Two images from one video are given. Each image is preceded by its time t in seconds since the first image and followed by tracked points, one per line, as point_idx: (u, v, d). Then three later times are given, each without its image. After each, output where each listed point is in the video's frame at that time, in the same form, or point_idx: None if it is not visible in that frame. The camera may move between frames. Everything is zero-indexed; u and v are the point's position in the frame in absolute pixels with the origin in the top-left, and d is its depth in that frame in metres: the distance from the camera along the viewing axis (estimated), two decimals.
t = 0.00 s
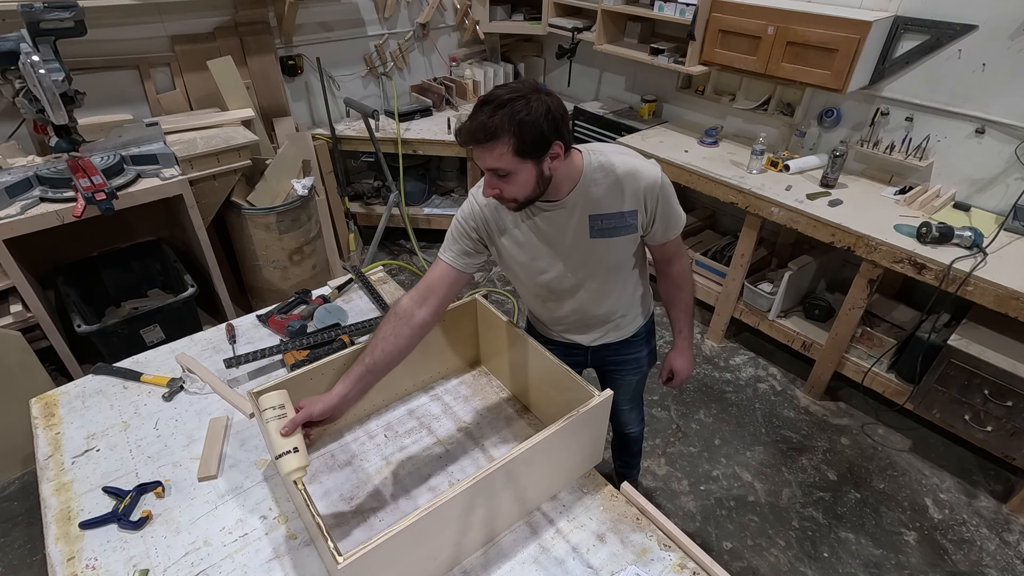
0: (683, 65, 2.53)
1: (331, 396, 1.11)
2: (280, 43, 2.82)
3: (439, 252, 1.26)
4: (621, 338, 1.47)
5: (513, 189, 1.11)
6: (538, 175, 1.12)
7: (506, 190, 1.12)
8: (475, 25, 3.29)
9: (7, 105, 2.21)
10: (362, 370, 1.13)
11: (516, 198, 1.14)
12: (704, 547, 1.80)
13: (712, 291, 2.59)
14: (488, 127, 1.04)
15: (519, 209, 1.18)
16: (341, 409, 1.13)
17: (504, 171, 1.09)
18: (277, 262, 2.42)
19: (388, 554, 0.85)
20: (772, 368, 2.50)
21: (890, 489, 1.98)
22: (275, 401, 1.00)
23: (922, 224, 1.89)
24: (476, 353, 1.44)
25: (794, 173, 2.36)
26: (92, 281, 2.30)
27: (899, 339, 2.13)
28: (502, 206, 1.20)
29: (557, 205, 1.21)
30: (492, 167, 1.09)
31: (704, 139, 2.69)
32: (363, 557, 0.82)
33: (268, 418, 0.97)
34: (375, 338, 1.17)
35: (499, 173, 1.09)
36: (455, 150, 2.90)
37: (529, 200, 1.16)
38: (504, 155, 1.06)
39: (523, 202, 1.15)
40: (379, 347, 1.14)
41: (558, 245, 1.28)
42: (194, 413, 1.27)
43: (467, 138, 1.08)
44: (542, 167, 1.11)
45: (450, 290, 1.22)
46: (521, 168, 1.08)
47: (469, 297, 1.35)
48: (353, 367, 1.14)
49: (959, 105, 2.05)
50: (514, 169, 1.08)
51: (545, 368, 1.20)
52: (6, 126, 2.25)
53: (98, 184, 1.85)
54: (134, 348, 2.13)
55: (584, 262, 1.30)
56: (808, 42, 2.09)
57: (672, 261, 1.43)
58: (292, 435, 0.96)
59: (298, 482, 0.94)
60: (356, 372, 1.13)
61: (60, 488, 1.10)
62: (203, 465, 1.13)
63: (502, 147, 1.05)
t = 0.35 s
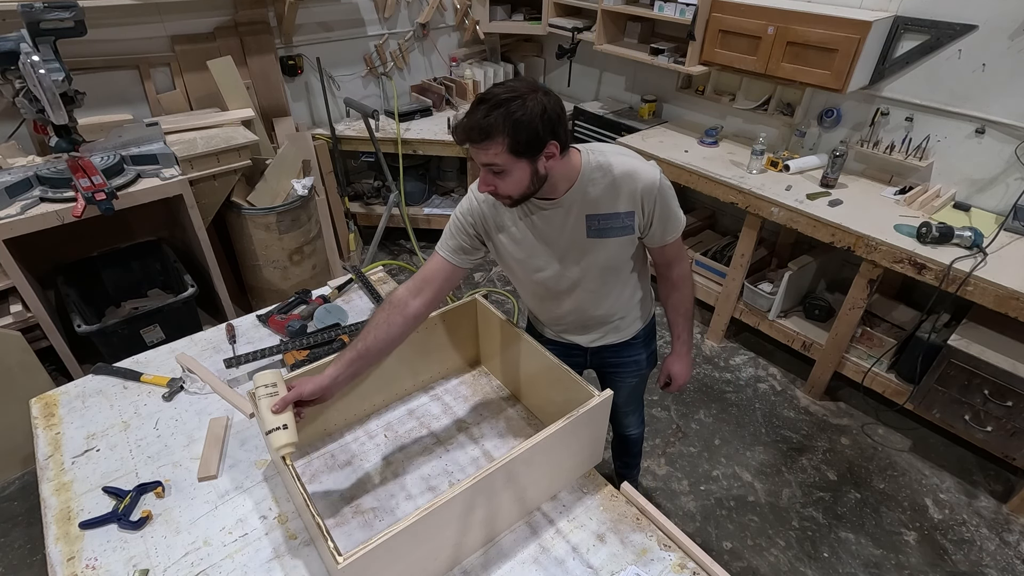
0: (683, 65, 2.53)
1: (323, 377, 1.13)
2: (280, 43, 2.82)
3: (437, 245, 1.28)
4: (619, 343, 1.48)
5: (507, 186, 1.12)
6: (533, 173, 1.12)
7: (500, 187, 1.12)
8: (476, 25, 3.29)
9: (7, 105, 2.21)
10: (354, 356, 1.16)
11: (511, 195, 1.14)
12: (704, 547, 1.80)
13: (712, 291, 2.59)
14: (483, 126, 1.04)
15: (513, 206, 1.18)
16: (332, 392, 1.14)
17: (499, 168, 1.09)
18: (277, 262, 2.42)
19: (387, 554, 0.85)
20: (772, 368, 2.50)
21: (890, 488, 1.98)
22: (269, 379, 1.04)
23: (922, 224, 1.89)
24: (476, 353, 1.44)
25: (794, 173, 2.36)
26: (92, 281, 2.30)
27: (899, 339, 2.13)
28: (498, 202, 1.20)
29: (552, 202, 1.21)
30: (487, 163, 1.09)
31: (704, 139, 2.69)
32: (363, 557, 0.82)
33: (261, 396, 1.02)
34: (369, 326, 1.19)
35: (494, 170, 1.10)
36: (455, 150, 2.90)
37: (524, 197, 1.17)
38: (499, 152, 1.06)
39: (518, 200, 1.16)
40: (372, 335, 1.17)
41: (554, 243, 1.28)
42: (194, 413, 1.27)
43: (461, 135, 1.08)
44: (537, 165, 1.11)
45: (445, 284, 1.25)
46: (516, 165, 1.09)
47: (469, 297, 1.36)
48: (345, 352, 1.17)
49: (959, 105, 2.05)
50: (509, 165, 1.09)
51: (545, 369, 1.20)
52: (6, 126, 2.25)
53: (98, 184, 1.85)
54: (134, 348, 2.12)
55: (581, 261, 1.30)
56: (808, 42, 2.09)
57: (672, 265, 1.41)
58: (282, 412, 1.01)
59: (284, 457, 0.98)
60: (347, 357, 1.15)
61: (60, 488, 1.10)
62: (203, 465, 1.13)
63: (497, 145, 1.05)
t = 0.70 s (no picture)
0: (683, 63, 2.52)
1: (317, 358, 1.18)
2: (279, 41, 2.82)
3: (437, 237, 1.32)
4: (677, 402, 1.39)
5: (719, 143, 1.04)
6: (756, 136, 1.06)
7: (711, 144, 1.04)
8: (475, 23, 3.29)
9: (7, 103, 2.21)
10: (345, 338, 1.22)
11: (710, 158, 1.05)
12: (704, 545, 1.81)
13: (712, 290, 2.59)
14: (724, 67, 1.02)
15: (714, 181, 1.08)
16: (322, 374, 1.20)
17: (724, 118, 1.03)
18: (277, 260, 2.42)
19: (387, 552, 0.85)
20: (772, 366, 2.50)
21: (890, 486, 1.98)
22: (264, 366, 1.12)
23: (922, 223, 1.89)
24: (476, 352, 1.44)
25: (794, 171, 2.36)
26: (92, 279, 2.30)
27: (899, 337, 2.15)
28: (685, 177, 1.11)
29: (697, 213, 1.19)
30: (682, 110, 1.07)
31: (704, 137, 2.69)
32: (364, 555, 0.82)
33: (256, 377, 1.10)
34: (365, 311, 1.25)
35: (721, 121, 1.03)
36: (455, 148, 2.90)
37: (695, 165, 1.07)
38: (704, 94, 1.03)
39: (726, 170, 1.06)
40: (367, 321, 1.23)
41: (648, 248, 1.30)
42: (194, 411, 1.27)
43: (679, 81, 1.08)
44: (763, 129, 1.06)
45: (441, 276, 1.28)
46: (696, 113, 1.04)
47: (469, 296, 1.36)
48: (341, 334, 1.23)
49: (959, 103, 2.05)
50: (692, 111, 1.05)
51: (545, 367, 1.20)
52: (5, 124, 2.24)
53: (98, 182, 1.85)
54: (134, 346, 2.13)
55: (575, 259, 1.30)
56: (809, 40, 2.09)
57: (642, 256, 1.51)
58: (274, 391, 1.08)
59: (276, 441, 1.00)
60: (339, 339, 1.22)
61: (61, 486, 1.10)
62: (204, 463, 1.13)
63: (734, 89, 1.01)
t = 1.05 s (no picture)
0: (683, 63, 2.53)
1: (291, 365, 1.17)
2: (279, 41, 2.82)
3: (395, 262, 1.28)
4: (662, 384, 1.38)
5: (623, 134, 1.06)
6: (651, 124, 1.10)
7: (617, 136, 1.06)
8: (476, 23, 3.29)
9: (7, 103, 2.21)
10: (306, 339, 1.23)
11: (617, 150, 1.06)
12: (704, 545, 1.81)
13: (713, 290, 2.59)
14: (610, 65, 1.05)
15: (626, 172, 1.09)
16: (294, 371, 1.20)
17: (622, 111, 1.06)
18: (277, 260, 2.42)
19: (387, 552, 0.85)
20: (772, 366, 2.50)
21: (890, 486, 1.98)
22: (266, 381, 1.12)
23: (921, 223, 1.89)
24: (477, 352, 1.44)
25: (794, 171, 2.36)
26: (92, 279, 2.30)
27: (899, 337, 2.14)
28: (598, 175, 1.11)
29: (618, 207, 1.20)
30: (580, 111, 1.08)
31: (704, 137, 2.69)
32: (364, 556, 0.82)
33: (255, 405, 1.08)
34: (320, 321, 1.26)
35: (620, 115, 1.05)
36: (455, 148, 2.90)
37: (605, 160, 1.08)
38: (599, 92, 1.05)
39: (634, 159, 1.08)
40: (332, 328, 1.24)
41: (591, 249, 1.29)
42: (194, 411, 1.27)
43: (569, 85, 1.10)
44: (654, 117, 1.11)
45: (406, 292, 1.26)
46: (596, 109, 1.06)
47: (469, 296, 1.36)
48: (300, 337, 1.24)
49: (959, 103, 2.05)
50: (590, 110, 1.06)
51: (545, 368, 1.20)
52: (6, 124, 2.24)
53: (98, 182, 1.84)
54: (134, 346, 2.13)
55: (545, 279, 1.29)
56: (809, 40, 2.09)
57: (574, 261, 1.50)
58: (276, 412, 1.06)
59: (276, 441, 1.00)
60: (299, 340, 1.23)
61: (61, 486, 1.10)
62: (204, 463, 1.13)
63: (624, 82, 1.05)
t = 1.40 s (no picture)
0: (683, 64, 2.53)
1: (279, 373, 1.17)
2: (279, 42, 2.82)
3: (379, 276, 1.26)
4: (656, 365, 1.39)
5: (584, 146, 1.05)
6: (606, 131, 1.11)
7: (578, 150, 1.05)
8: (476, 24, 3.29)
9: (7, 103, 2.21)
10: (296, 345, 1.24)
11: (581, 162, 1.06)
12: (704, 545, 1.81)
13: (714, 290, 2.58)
14: (560, 80, 1.03)
15: (590, 181, 1.09)
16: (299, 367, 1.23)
17: (579, 123, 1.05)
18: (277, 261, 2.42)
19: (386, 553, 0.85)
20: (772, 366, 2.50)
21: (890, 487, 1.98)
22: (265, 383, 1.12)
23: (922, 223, 1.89)
24: (478, 352, 1.44)
25: (794, 171, 2.36)
26: (92, 279, 2.30)
27: (899, 337, 2.14)
28: (563, 188, 1.11)
29: (592, 213, 1.18)
30: (537, 130, 1.06)
31: (704, 137, 2.69)
32: (364, 556, 0.82)
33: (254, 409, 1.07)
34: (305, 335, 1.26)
35: (577, 128, 1.05)
36: (455, 148, 2.90)
37: (570, 175, 1.07)
38: (554, 109, 1.03)
39: (596, 168, 1.08)
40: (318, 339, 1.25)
41: (571, 257, 1.27)
42: (194, 411, 1.27)
43: (521, 104, 1.07)
44: (607, 123, 1.12)
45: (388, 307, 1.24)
46: (554, 125, 1.04)
47: (469, 296, 1.36)
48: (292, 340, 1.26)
49: (959, 103, 2.05)
50: (548, 127, 1.05)
51: (545, 367, 1.20)
52: (6, 124, 2.24)
53: (98, 182, 1.84)
54: (134, 347, 2.13)
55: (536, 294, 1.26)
56: (809, 39, 2.09)
57: (544, 269, 1.50)
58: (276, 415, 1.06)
59: (276, 442, 1.00)
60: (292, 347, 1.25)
61: (61, 486, 1.10)
62: (203, 463, 1.13)
63: (576, 96, 1.04)
